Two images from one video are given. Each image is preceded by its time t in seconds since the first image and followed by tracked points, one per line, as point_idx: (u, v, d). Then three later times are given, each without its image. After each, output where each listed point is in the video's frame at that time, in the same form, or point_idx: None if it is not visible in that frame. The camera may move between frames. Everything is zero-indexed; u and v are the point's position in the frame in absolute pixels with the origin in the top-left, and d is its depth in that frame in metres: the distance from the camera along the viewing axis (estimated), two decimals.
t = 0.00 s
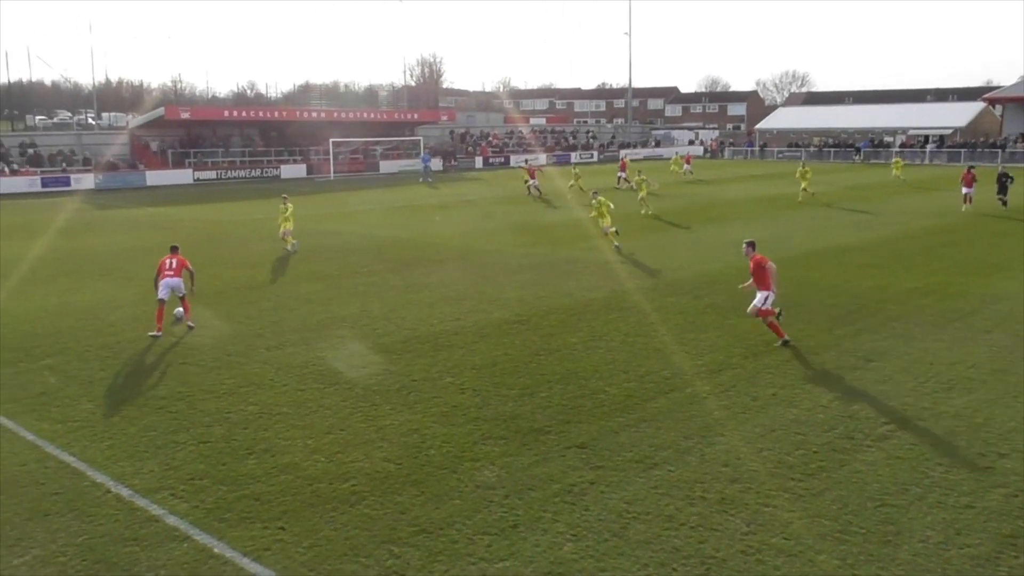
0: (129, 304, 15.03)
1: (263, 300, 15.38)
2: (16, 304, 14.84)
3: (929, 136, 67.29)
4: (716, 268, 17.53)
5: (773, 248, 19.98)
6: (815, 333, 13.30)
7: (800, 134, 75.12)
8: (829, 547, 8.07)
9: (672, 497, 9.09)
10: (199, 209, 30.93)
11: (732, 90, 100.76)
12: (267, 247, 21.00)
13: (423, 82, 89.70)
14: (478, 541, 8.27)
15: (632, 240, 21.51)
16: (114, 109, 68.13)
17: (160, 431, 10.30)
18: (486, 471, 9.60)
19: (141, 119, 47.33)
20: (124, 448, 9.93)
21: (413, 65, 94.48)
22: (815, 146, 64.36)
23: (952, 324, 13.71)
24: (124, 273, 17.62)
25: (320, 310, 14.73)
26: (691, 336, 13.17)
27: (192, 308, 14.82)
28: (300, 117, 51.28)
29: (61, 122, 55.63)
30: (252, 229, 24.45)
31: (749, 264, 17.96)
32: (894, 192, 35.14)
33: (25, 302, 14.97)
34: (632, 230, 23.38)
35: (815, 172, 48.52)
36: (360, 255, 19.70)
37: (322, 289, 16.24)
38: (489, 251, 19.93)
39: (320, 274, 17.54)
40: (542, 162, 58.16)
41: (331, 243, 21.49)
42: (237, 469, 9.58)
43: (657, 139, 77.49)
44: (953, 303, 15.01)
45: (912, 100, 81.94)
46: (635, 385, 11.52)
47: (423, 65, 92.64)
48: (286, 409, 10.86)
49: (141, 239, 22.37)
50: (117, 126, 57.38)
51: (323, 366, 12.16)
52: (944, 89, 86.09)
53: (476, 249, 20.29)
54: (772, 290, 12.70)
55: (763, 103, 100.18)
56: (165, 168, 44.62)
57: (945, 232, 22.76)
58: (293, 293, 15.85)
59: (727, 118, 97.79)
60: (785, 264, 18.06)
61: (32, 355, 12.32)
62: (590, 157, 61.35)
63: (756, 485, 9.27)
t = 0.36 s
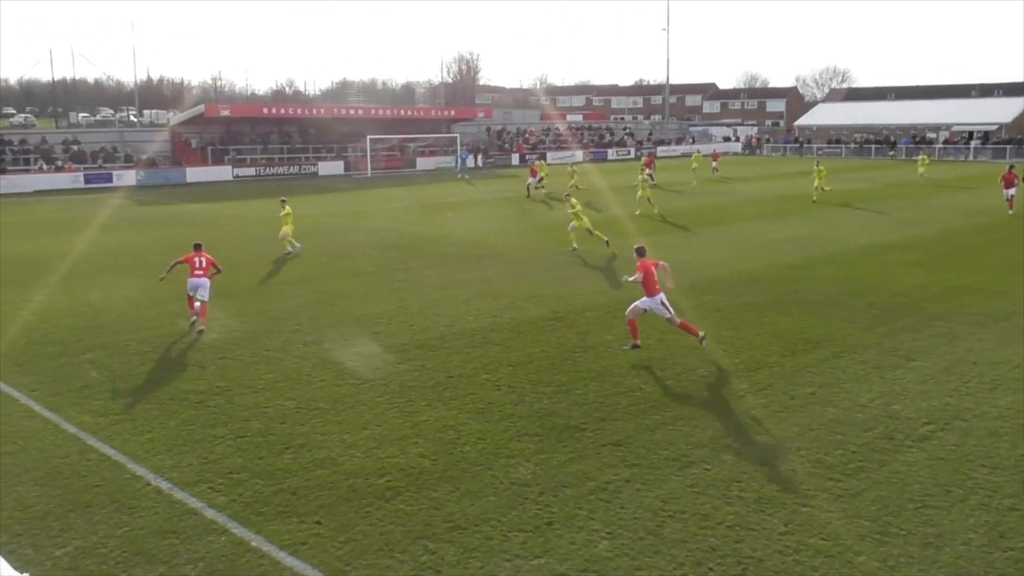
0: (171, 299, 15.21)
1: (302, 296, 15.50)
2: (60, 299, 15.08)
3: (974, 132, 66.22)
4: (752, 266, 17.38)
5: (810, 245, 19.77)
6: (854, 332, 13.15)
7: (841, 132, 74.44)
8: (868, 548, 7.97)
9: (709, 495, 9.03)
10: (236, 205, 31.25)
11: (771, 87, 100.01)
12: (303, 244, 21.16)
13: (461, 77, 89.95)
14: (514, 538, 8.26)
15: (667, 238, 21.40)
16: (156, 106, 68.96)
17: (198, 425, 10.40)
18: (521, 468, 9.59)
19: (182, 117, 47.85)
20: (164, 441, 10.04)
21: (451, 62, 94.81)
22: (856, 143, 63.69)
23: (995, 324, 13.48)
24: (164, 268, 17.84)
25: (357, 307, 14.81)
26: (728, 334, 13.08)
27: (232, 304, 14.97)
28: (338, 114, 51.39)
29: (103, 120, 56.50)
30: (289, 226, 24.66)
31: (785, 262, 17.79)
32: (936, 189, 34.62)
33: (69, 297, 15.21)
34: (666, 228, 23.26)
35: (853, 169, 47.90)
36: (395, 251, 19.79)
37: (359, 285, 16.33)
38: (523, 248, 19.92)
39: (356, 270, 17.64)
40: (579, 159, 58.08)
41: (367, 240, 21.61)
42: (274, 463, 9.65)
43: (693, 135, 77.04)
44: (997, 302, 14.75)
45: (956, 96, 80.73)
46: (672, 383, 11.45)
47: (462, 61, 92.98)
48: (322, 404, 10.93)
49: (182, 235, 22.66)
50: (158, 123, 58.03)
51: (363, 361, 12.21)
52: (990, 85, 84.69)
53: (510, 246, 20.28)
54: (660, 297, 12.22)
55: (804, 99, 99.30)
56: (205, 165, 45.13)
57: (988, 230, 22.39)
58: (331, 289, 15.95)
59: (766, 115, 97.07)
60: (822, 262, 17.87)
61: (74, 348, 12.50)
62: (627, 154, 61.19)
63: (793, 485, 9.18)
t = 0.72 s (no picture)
0: (203, 295, 15.34)
1: (332, 292, 15.59)
2: (95, 294, 15.25)
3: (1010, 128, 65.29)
4: (781, 264, 17.26)
5: (838, 243, 19.62)
6: (886, 330, 13.04)
7: (873, 129, 73.77)
8: (900, 549, 7.90)
9: (738, 494, 8.98)
10: (264, 202, 31.47)
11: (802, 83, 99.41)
12: (330, 240, 21.27)
13: (492, 75, 90.31)
14: (542, 535, 8.27)
15: (693, 235, 21.31)
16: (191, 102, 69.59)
17: (229, 420, 10.47)
18: (549, 465, 9.59)
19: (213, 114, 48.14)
20: (195, 436, 10.11)
21: (481, 59, 95.05)
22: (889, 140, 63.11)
23: None
24: (194, 265, 17.98)
25: (387, 303, 14.86)
26: (759, 332, 13.01)
27: (262, 300, 15.06)
28: (367, 112, 51.66)
29: (136, 118, 57.02)
30: (316, 223, 24.79)
31: (814, 260, 17.65)
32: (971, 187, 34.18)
33: (103, 293, 15.37)
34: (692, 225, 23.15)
35: (882, 166, 47.35)
36: (422, 248, 19.84)
37: (388, 282, 16.39)
38: (551, 245, 19.92)
39: (386, 267, 17.70)
40: (608, 156, 58.00)
41: (394, 237, 21.69)
42: (304, 459, 9.70)
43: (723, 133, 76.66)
44: None
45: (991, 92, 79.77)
46: (701, 381, 11.41)
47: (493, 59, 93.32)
48: (352, 401, 10.98)
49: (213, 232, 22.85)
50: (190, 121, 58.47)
51: (396, 359, 12.23)
52: None
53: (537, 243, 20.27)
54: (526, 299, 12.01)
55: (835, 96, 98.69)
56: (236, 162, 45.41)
57: None
58: (362, 286, 16.03)
59: (797, 112, 96.50)
60: (851, 260, 17.71)
61: (107, 344, 12.64)
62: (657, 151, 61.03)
63: (824, 484, 9.11)
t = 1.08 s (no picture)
0: (226, 292, 15.42)
1: (356, 289, 15.65)
2: (119, 291, 15.36)
3: None
4: (802, 262, 17.16)
5: (863, 240, 19.49)
6: (910, 327, 12.96)
7: (898, 125, 73.12)
8: (924, 547, 7.84)
9: (761, 492, 8.94)
10: (284, 200, 31.60)
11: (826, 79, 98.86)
12: (350, 238, 21.33)
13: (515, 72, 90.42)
14: (563, 532, 8.25)
15: (715, 232, 21.22)
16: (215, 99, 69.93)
17: (252, 416, 10.52)
18: (571, 462, 9.59)
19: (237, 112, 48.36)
20: (218, 433, 10.16)
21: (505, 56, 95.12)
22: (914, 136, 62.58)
23: None
24: (216, 261, 18.07)
25: (408, 300, 14.90)
26: (781, 330, 12.94)
27: (284, 297, 15.13)
28: (389, 109, 51.85)
29: (161, 115, 57.28)
30: (336, 220, 24.89)
31: (836, 257, 17.54)
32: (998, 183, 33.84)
33: (128, 290, 15.48)
34: (713, 222, 23.06)
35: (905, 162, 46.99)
36: (442, 246, 19.87)
37: (410, 279, 16.42)
38: (572, 242, 19.92)
39: (408, 264, 17.75)
40: (630, 153, 57.90)
41: (415, 234, 21.73)
42: (327, 455, 9.73)
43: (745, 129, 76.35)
44: None
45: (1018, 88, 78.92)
46: (723, 378, 11.36)
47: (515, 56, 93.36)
48: (374, 398, 11.00)
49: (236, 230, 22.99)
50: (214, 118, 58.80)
51: (419, 356, 12.25)
52: None
53: (557, 240, 20.25)
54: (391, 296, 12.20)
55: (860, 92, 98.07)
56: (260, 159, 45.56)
57: None
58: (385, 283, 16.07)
59: (820, 107, 95.93)
60: (874, 257, 17.58)
61: (132, 340, 12.72)
62: (679, 147, 60.88)
63: (848, 483, 9.06)
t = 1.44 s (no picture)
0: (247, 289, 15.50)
1: (375, 288, 15.69)
2: (141, 289, 15.46)
3: None
4: (823, 261, 17.06)
5: (885, 240, 19.36)
6: (932, 328, 12.85)
7: (921, 124, 72.59)
8: (946, 550, 7.78)
9: (781, 493, 8.89)
10: (303, 198, 31.72)
11: (847, 78, 98.33)
12: (369, 237, 21.39)
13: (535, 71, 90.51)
14: (582, 532, 8.24)
15: (733, 232, 21.13)
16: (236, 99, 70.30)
17: (272, 414, 10.57)
18: (589, 462, 9.57)
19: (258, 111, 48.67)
20: (238, 431, 10.20)
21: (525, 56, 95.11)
22: (937, 134, 62.06)
23: None
24: (236, 260, 18.16)
25: (428, 299, 14.92)
26: (803, 330, 12.86)
27: (303, 295, 15.18)
28: (409, 108, 51.93)
29: (182, 115, 57.62)
30: (355, 219, 24.96)
31: (856, 257, 17.43)
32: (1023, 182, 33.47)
33: (150, 288, 15.59)
34: (731, 221, 22.96)
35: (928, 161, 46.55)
36: (461, 244, 19.90)
37: (429, 277, 16.45)
38: (591, 241, 19.89)
39: (427, 263, 17.76)
40: (650, 152, 57.72)
41: (433, 233, 21.76)
42: (346, 453, 9.76)
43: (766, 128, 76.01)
44: None
45: None
46: (743, 379, 11.31)
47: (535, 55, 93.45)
48: (393, 396, 11.02)
49: (256, 228, 23.12)
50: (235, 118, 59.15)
51: (439, 355, 12.28)
52: None
53: (576, 240, 20.23)
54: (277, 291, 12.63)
55: (882, 91, 97.41)
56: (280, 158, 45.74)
57: None
58: (404, 282, 16.09)
59: (842, 106, 95.40)
60: (895, 257, 17.44)
61: (153, 338, 12.81)
62: (698, 147, 60.68)
63: (869, 484, 9.00)
